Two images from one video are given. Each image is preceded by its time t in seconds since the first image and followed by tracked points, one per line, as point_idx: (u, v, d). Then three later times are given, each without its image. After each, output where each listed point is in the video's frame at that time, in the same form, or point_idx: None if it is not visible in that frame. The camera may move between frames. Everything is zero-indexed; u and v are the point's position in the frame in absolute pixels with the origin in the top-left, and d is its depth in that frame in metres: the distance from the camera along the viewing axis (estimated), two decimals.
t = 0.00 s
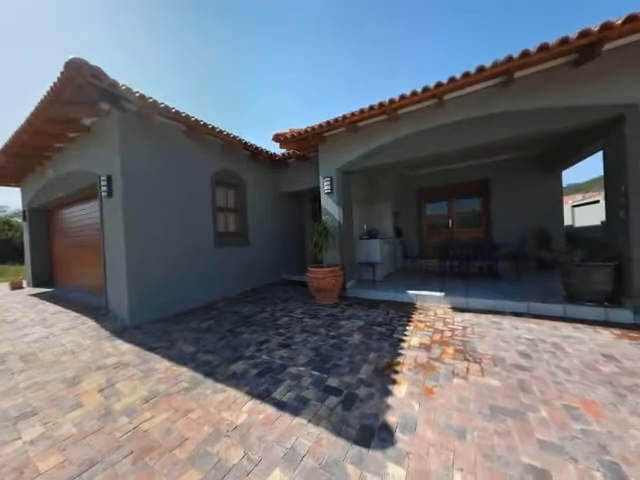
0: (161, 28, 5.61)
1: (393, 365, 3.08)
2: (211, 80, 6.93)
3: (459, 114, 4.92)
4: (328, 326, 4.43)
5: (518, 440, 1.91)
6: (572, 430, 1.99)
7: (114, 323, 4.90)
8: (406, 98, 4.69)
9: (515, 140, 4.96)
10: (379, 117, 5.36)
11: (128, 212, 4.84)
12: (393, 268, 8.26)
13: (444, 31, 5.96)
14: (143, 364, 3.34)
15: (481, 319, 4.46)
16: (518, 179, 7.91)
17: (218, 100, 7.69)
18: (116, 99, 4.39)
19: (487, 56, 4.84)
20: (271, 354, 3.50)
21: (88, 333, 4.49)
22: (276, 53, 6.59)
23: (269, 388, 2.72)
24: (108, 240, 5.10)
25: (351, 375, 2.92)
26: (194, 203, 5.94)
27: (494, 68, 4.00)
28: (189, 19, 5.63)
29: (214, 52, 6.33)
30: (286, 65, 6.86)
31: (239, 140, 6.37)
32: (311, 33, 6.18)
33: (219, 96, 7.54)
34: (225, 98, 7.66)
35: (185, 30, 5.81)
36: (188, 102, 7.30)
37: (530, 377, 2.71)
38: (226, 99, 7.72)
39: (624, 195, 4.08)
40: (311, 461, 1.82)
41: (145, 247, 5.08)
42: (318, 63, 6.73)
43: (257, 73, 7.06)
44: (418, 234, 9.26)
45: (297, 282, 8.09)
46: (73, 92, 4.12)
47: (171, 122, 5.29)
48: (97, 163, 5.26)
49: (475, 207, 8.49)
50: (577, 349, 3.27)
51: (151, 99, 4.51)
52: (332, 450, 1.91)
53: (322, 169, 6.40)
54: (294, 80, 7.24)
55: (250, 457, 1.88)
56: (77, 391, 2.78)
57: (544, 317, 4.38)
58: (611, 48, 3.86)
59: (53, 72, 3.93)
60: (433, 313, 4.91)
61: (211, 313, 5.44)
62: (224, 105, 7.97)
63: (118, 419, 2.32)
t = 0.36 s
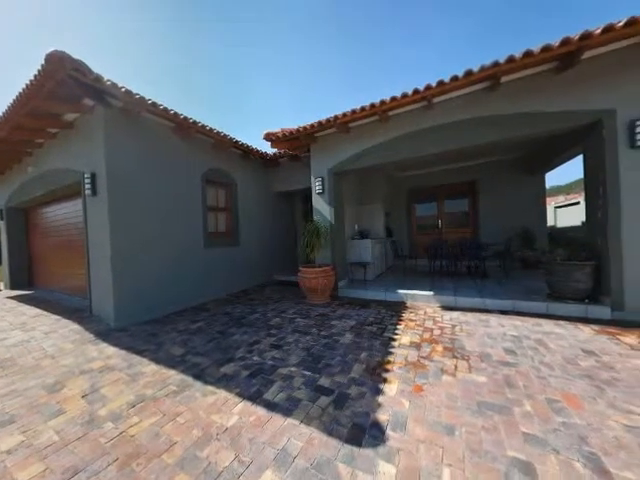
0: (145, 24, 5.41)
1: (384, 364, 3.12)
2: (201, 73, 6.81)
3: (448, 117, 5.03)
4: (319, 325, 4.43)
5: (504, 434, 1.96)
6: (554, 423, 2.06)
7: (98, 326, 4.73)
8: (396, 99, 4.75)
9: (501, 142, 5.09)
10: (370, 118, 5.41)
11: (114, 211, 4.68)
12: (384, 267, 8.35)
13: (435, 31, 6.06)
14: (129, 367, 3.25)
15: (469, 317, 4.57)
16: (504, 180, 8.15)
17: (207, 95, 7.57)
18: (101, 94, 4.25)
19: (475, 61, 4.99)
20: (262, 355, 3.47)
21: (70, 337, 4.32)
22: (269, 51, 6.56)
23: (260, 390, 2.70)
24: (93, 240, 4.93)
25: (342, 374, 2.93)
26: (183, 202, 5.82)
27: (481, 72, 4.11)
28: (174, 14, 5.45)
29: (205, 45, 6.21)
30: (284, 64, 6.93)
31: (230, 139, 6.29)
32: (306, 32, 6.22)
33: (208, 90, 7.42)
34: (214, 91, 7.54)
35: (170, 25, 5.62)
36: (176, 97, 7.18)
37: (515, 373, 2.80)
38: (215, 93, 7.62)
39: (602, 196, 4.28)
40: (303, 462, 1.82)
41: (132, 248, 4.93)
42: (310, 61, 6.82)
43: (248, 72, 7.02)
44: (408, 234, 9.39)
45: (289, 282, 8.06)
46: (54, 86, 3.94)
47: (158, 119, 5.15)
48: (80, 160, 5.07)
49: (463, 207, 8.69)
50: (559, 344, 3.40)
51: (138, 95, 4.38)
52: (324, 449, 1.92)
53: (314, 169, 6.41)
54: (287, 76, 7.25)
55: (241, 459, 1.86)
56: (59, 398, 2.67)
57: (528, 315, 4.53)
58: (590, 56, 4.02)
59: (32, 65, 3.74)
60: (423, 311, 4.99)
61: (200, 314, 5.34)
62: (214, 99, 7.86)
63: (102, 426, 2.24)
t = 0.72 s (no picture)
0: (131, 20, 5.26)
1: (375, 363, 3.15)
2: (191, 71, 6.69)
3: (437, 119, 5.13)
4: (311, 326, 4.43)
5: (491, 429, 2.02)
6: (538, 417, 2.13)
7: (81, 329, 4.56)
8: (388, 101, 4.81)
9: (488, 145, 5.22)
10: (361, 118, 5.45)
11: (98, 210, 4.52)
12: (375, 268, 8.42)
13: (420, 31, 6.14)
14: (115, 371, 3.15)
15: (457, 315, 4.67)
16: (491, 182, 8.38)
17: (195, 92, 7.38)
18: (85, 89, 4.10)
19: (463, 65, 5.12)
20: (253, 356, 3.44)
21: (51, 341, 4.14)
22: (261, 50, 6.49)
23: (251, 391, 2.67)
24: (76, 240, 4.75)
25: (334, 374, 2.94)
26: (171, 202, 5.69)
27: (469, 76, 4.21)
28: (164, 12, 5.35)
29: (204, 46, 6.22)
30: (276, 64, 6.92)
31: (221, 138, 6.20)
32: (305, 32, 6.21)
33: (197, 87, 7.25)
34: (203, 88, 7.38)
35: (160, 23, 5.53)
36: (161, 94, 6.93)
37: (501, 369, 2.88)
38: (204, 90, 7.44)
39: (582, 198, 4.46)
40: (295, 462, 1.82)
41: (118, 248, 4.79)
42: (299, 61, 6.87)
43: (238, 70, 7.00)
44: (399, 234, 9.52)
45: (280, 282, 8.02)
46: (35, 80, 3.77)
47: (146, 116, 5.01)
48: (63, 157, 4.88)
49: (452, 208, 8.88)
50: (543, 341, 3.52)
51: (125, 91, 4.25)
52: (316, 449, 1.92)
53: (305, 169, 6.40)
54: (279, 75, 7.23)
55: (231, 462, 1.83)
56: (39, 404, 2.56)
57: (513, 312, 4.68)
58: (573, 63, 4.18)
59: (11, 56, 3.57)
60: (413, 310, 5.08)
61: (190, 315, 5.24)
62: (202, 96, 7.67)
63: (86, 433, 2.16)
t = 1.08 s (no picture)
0: (124, 18, 5.35)
1: (366, 362, 3.17)
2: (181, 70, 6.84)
3: (427, 121, 5.22)
4: (302, 326, 4.42)
5: (478, 425, 2.07)
6: (523, 411, 2.20)
7: (64, 333, 4.39)
8: (379, 102, 4.86)
9: (476, 148, 5.35)
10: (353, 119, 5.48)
11: (82, 209, 4.36)
12: (366, 267, 8.48)
13: (408, 36, 6.33)
14: (99, 376, 3.04)
15: (446, 314, 4.77)
16: (478, 184, 8.60)
17: (184, 91, 7.44)
18: (68, 84, 3.95)
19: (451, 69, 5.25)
20: (244, 357, 3.40)
21: (31, 345, 3.96)
22: (252, 49, 6.58)
23: (242, 393, 2.64)
24: (58, 240, 4.56)
25: (325, 374, 2.95)
26: (159, 201, 5.56)
27: (458, 80, 4.31)
28: (159, 14, 5.53)
29: (192, 43, 6.28)
30: (267, 64, 6.96)
31: (211, 136, 6.10)
32: (293, 34, 6.31)
33: (187, 86, 7.31)
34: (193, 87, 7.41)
35: (155, 24, 5.71)
36: (148, 91, 6.98)
37: (488, 365, 2.96)
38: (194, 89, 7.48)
39: (564, 199, 4.65)
40: (286, 463, 1.81)
41: (104, 249, 4.65)
42: (290, 61, 6.95)
43: (228, 68, 7.00)
44: (389, 234, 9.63)
45: (271, 282, 7.96)
46: (13, 72, 3.60)
47: (133, 113, 4.89)
48: (44, 154, 4.68)
49: (441, 209, 9.06)
50: (528, 338, 3.64)
51: (110, 86, 4.12)
52: (307, 450, 1.91)
53: (297, 169, 6.39)
54: (271, 74, 7.26)
55: (222, 465, 1.80)
56: (18, 412, 2.44)
57: (499, 310, 4.81)
58: (554, 70, 4.34)
59: None
60: (403, 309, 5.15)
61: (178, 317, 5.13)
62: (192, 94, 7.68)
63: (69, 440, 2.08)
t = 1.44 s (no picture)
0: (115, 15, 5.25)
1: (357, 361, 3.19)
2: (173, 68, 6.75)
3: (417, 123, 5.32)
4: (294, 326, 4.40)
5: (467, 421, 2.12)
6: (509, 406, 2.27)
7: (44, 338, 4.20)
8: (370, 104, 4.91)
9: (464, 150, 5.47)
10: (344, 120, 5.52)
11: (63, 208, 4.18)
12: (357, 267, 8.54)
13: (402, 38, 6.45)
14: (83, 381, 2.93)
15: (436, 312, 4.86)
16: (466, 185, 8.81)
17: (173, 84, 7.28)
18: (48, 78, 3.79)
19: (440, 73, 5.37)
20: (235, 359, 3.36)
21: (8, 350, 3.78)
22: (246, 49, 6.55)
23: (233, 395, 2.60)
24: (38, 240, 4.37)
25: (317, 374, 2.95)
26: (146, 200, 5.42)
27: (446, 83, 4.41)
28: (152, 13, 5.44)
29: (184, 42, 6.18)
30: (260, 64, 6.94)
31: (200, 135, 5.99)
32: (286, 35, 6.32)
33: (177, 80, 7.17)
34: (183, 81, 7.27)
35: (148, 23, 5.62)
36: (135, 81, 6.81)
37: (476, 362, 3.04)
38: (183, 83, 7.33)
39: (547, 201, 4.82)
40: (278, 465, 1.80)
41: (88, 250, 4.50)
42: (284, 61, 6.95)
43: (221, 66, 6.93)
44: (380, 234, 9.73)
45: (263, 283, 7.90)
46: None
47: (120, 109, 4.75)
48: (23, 150, 4.47)
49: (431, 209, 9.21)
50: (513, 335, 3.75)
51: (94, 81, 3.97)
52: (299, 450, 1.91)
53: (288, 169, 6.37)
54: (263, 73, 7.23)
55: (212, 469, 1.77)
56: None
57: (486, 308, 4.95)
58: (538, 76, 4.50)
59: None
60: (394, 308, 5.21)
61: (167, 319, 5.01)
62: (181, 88, 7.52)
63: (50, 448, 1.99)
